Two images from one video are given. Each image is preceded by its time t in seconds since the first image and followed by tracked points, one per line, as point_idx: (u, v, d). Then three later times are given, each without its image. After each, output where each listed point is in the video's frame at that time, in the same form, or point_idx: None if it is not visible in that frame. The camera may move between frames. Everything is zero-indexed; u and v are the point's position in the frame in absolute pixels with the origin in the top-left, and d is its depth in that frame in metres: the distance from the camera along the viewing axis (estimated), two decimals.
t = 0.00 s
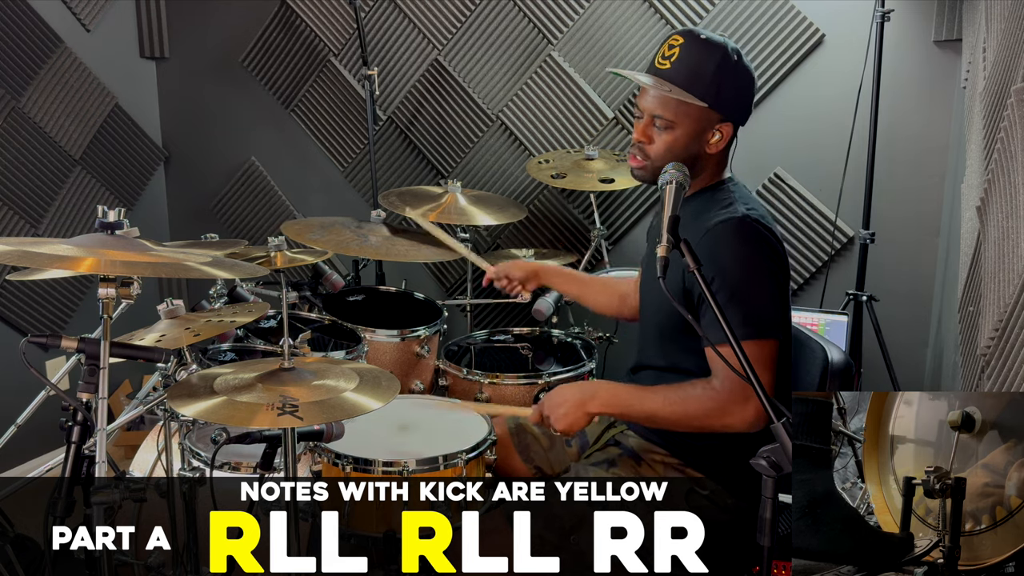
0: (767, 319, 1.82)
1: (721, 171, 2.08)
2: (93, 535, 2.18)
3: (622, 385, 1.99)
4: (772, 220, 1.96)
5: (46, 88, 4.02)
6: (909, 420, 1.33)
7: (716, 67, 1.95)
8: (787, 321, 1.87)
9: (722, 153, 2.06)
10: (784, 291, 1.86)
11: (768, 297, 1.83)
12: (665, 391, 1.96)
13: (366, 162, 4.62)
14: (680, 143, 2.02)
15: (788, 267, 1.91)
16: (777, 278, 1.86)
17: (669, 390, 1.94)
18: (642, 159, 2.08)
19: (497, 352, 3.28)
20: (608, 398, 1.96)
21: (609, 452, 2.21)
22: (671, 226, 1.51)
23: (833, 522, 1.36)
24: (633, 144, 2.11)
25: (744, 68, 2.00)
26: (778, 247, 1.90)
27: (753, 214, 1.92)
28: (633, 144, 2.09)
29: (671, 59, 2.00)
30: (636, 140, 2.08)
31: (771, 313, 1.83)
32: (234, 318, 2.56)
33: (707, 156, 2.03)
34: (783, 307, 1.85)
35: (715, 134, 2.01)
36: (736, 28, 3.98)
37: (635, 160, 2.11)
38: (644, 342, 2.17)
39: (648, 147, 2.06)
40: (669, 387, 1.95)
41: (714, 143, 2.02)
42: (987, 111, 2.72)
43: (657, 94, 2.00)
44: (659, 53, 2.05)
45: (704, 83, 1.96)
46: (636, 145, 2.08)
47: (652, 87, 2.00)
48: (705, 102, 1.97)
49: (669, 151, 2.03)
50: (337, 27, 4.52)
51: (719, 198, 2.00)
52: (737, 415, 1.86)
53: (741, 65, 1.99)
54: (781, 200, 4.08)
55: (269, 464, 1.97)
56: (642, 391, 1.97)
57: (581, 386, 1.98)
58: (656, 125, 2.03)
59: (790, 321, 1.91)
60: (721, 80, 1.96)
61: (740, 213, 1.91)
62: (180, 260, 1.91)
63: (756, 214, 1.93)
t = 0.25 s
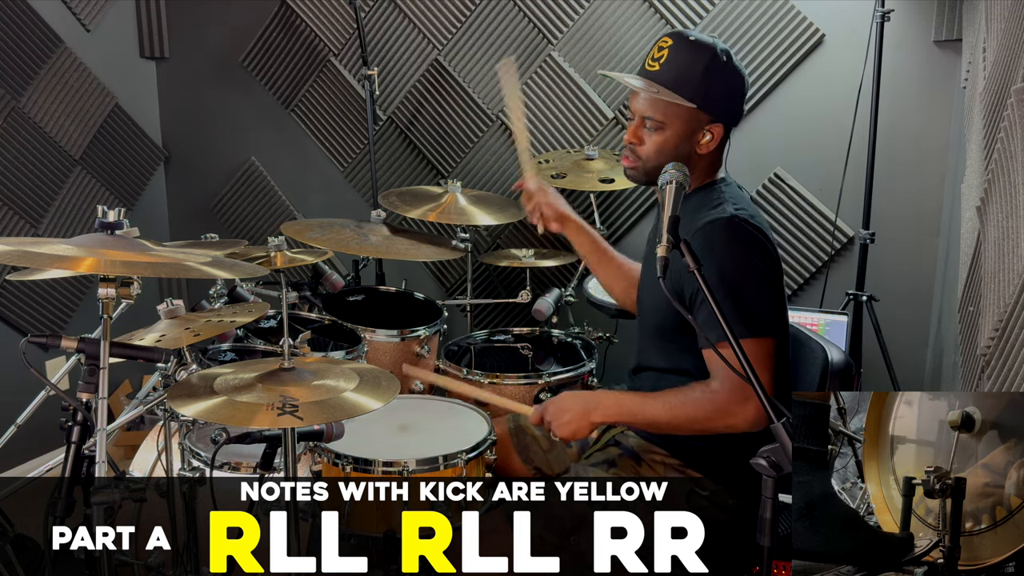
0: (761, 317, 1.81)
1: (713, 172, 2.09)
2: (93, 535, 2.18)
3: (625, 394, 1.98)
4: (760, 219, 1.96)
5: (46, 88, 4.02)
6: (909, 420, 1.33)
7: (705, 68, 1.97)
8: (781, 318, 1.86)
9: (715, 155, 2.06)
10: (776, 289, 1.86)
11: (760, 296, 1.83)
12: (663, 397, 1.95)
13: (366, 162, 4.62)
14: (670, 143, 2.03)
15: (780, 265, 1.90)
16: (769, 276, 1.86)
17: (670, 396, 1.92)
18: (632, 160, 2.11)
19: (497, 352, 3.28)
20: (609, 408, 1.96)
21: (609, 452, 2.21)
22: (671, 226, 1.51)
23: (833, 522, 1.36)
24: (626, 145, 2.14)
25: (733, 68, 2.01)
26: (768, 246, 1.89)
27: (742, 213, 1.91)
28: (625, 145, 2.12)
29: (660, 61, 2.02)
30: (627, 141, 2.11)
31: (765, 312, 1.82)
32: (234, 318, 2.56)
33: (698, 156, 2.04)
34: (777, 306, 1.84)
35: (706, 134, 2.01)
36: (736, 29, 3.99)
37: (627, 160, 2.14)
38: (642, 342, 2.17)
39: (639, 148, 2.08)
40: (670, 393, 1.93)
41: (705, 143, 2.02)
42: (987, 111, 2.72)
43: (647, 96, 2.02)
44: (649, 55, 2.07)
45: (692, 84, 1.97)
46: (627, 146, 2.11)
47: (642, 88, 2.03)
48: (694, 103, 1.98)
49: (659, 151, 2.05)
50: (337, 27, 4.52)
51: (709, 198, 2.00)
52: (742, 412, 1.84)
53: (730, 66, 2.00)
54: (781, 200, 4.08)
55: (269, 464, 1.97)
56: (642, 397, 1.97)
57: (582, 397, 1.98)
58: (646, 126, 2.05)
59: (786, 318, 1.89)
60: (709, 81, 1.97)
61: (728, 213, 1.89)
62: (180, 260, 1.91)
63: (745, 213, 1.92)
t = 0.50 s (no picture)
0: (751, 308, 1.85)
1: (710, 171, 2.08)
2: (93, 535, 2.18)
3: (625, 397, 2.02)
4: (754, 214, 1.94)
5: (46, 88, 4.02)
6: (909, 420, 1.33)
7: (707, 66, 1.96)
8: (773, 308, 1.89)
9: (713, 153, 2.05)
10: (767, 279, 1.89)
11: (754, 288, 1.86)
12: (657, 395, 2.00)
13: (366, 162, 4.62)
14: (668, 139, 2.04)
15: (771, 252, 1.92)
16: (761, 266, 1.88)
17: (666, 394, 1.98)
18: (630, 153, 2.11)
19: (497, 352, 3.28)
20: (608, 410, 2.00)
21: (609, 451, 2.11)
22: (671, 226, 1.51)
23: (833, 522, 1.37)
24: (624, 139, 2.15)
25: (735, 67, 2.00)
26: (760, 235, 1.90)
27: (735, 208, 1.90)
28: (623, 138, 2.13)
29: (662, 57, 2.00)
30: (625, 135, 2.11)
31: (757, 302, 1.86)
32: (233, 318, 2.56)
33: (694, 154, 2.03)
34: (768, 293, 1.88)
35: (704, 132, 2.02)
36: (736, 29, 3.99)
37: (624, 154, 2.15)
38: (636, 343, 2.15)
39: (637, 142, 2.09)
40: (667, 389, 1.98)
41: (703, 140, 2.02)
42: (987, 111, 2.72)
43: (648, 90, 2.04)
44: (651, 50, 2.05)
45: (693, 81, 1.98)
46: (625, 139, 2.12)
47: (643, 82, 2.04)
48: (693, 99, 1.99)
49: (657, 146, 2.06)
50: (337, 27, 4.52)
51: (703, 193, 1.97)
52: (737, 404, 1.86)
53: (732, 65, 1.99)
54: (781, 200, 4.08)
55: (269, 464, 1.97)
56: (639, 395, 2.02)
57: (582, 400, 2.02)
58: (645, 121, 2.06)
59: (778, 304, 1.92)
60: (711, 78, 1.97)
61: (721, 208, 1.90)
62: (180, 260, 1.91)
63: (738, 208, 1.91)
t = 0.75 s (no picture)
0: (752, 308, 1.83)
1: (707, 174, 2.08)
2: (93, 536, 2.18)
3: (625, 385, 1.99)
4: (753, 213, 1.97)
5: (46, 88, 4.02)
6: (909, 420, 1.33)
7: (707, 68, 1.98)
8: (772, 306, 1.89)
9: (711, 156, 2.07)
10: (767, 277, 1.88)
11: (754, 287, 1.85)
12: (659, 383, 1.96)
13: (366, 162, 4.62)
14: (667, 141, 2.04)
15: (770, 251, 1.92)
16: (760, 264, 1.87)
17: (666, 386, 1.95)
18: (628, 155, 2.10)
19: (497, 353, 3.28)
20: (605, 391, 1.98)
21: (609, 451, 2.18)
22: (671, 226, 1.51)
23: (833, 522, 1.37)
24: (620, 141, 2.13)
25: (734, 70, 2.03)
26: (759, 235, 1.91)
27: (736, 210, 1.92)
28: (620, 140, 2.10)
29: (662, 58, 2.03)
30: (624, 136, 2.10)
31: (757, 301, 1.84)
32: (234, 318, 2.56)
33: (692, 155, 2.04)
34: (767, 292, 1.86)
35: (703, 135, 2.03)
36: (736, 29, 3.99)
37: (622, 154, 2.13)
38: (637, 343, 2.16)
39: (636, 144, 2.08)
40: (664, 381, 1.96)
41: (701, 143, 2.03)
42: (987, 111, 2.72)
43: (648, 92, 2.03)
44: (652, 52, 2.08)
45: (692, 83, 1.99)
46: (622, 141, 2.10)
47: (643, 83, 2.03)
48: (693, 102, 2.00)
49: (655, 148, 2.05)
50: (337, 27, 4.52)
51: (701, 195, 2.00)
52: (735, 404, 1.86)
53: (731, 69, 2.02)
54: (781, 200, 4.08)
55: (269, 464, 1.97)
56: (642, 384, 1.99)
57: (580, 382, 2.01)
58: (645, 122, 2.05)
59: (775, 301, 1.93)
60: (710, 81, 1.99)
61: (721, 209, 1.91)
62: (180, 260, 1.91)
63: (740, 209, 1.93)
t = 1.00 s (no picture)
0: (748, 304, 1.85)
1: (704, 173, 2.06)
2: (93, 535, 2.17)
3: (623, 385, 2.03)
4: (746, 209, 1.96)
5: (45, 88, 4.02)
6: (909, 420, 1.33)
7: (695, 67, 1.98)
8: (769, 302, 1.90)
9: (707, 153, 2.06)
10: (763, 274, 1.89)
11: (751, 284, 1.85)
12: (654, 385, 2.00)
13: (366, 162, 4.62)
14: (661, 141, 2.05)
15: (765, 247, 1.92)
16: (756, 261, 1.88)
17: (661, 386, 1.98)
18: (623, 157, 2.12)
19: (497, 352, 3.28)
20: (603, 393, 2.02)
21: (609, 451, 2.18)
22: (671, 227, 1.51)
23: (833, 522, 1.37)
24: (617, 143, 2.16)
25: (724, 67, 2.02)
26: (754, 231, 1.91)
27: (732, 206, 1.92)
28: (616, 142, 2.13)
29: (650, 61, 2.03)
30: (619, 138, 2.13)
31: (754, 298, 1.85)
32: (234, 318, 2.56)
33: (687, 154, 2.04)
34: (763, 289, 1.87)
35: (696, 133, 2.03)
36: (736, 29, 3.99)
37: (618, 157, 2.16)
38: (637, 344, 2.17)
39: (630, 146, 2.10)
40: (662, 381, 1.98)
41: (695, 141, 2.03)
42: (987, 111, 2.72)
43: (638, 94, 2.04)
44: (641, 54, 2.09)
45: (681, 83, 1.99)
46: (618, 143, 2.13)
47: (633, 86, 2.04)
48: (683, 101, 2.00)
49: (649, 149, 2.07)
50: (337, 27, 4.52)
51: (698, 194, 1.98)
52: (730, 401, 1.86)
53: (720, 65, 2.01)
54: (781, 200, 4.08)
55: (269, 464, 1.97)
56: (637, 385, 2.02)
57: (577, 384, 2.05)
58: (637, 124, 2.07)
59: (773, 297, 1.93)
60: (699, 80, 1.98)
61: (717, 206, 1.91)
62: (180, 260, 1.91)
63: (737, 207, 1.92)
